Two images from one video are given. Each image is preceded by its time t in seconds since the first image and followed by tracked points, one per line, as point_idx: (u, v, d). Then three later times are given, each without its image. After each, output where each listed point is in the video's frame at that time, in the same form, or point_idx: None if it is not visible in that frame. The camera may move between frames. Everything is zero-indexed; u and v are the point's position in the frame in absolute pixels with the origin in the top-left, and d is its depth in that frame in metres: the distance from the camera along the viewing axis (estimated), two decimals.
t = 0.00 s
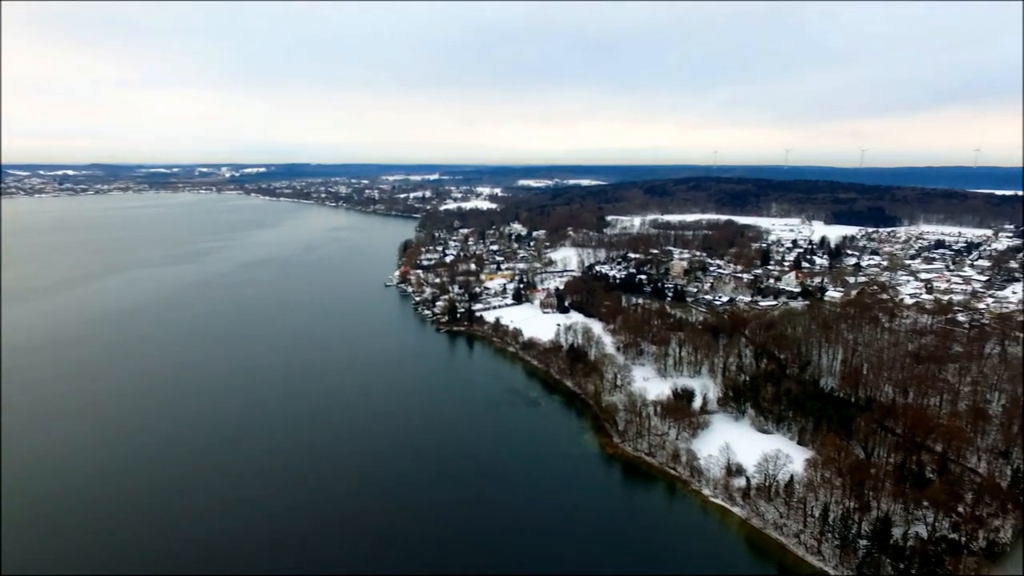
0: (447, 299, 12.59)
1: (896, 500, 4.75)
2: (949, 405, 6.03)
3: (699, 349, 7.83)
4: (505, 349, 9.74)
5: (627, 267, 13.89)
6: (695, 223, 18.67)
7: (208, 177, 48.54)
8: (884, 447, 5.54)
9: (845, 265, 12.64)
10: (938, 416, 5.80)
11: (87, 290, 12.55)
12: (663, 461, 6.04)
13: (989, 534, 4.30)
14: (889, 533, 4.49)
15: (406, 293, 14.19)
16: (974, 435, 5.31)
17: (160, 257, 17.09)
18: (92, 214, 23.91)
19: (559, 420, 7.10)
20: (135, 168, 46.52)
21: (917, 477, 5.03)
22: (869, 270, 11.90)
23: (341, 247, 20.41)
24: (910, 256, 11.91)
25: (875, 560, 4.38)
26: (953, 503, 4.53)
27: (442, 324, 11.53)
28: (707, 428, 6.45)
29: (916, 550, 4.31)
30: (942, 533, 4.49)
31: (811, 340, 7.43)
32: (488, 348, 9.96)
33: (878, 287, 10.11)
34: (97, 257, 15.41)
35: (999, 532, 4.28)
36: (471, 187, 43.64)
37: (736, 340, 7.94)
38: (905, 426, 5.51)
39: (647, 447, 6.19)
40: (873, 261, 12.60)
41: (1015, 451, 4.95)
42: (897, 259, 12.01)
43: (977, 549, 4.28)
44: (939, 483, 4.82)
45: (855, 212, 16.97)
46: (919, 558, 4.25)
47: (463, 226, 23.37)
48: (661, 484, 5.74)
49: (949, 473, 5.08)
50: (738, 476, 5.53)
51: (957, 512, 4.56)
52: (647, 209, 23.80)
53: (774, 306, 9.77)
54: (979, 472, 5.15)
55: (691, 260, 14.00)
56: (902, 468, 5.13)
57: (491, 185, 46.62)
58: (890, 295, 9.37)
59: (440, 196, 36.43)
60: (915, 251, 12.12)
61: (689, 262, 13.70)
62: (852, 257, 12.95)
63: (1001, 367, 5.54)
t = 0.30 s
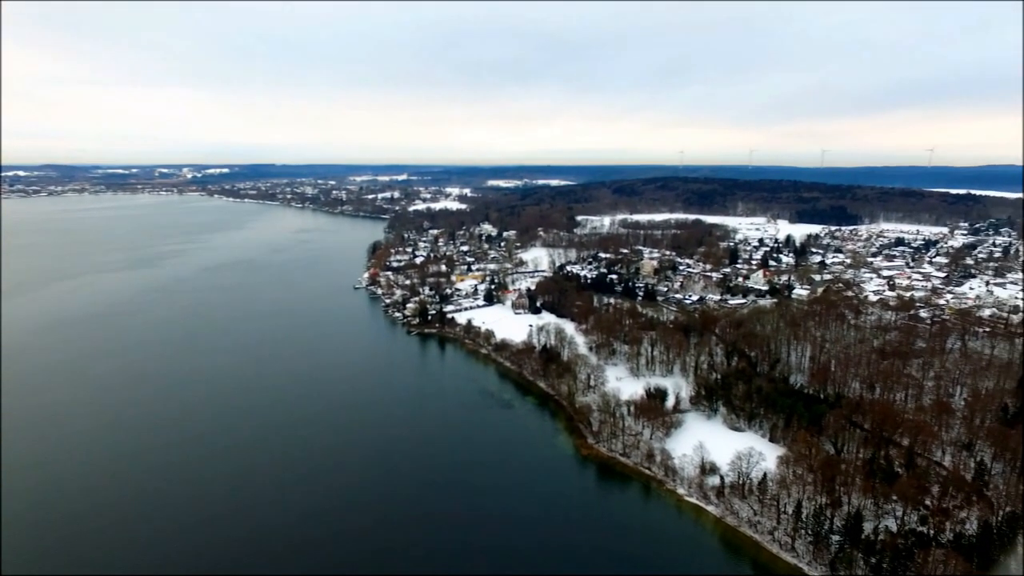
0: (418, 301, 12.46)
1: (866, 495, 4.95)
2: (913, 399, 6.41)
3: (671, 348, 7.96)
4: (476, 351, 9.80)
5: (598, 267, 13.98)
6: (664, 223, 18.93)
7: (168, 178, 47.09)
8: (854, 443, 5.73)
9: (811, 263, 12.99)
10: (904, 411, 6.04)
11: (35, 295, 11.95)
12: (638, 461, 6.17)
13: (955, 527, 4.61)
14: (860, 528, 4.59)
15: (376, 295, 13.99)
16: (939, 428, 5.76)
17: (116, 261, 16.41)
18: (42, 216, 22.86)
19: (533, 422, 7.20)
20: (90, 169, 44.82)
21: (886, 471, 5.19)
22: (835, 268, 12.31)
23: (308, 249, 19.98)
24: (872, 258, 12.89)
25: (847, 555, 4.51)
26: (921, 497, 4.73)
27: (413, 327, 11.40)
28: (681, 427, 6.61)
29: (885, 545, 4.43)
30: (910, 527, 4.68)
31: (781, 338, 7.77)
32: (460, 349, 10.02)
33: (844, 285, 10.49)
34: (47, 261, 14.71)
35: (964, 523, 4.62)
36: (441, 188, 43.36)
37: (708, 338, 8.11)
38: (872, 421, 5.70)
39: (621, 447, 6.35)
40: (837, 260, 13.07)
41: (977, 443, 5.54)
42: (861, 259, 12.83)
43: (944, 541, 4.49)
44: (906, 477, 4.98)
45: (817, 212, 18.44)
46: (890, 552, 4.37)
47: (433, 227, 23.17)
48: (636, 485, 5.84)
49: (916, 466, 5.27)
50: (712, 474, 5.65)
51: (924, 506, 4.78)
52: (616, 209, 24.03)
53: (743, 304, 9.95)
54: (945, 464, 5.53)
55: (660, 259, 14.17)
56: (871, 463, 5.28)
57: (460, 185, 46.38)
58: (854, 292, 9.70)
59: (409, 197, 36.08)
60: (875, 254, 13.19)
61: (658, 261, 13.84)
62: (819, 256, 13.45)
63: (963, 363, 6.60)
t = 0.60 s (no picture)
0: (390, 304, 12.32)
1: (840, 491, 5.10)
2: (883, 394, 6.63)
3: (645, 348, 8.07)
4: (450, 353, 9.84)
5: (571, 267, 14.03)
6: (634, 223, 19.14)
7: (128, 178, 45.64)
8: (826, 439, 5.91)
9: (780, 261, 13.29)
10: (875, 407, 6.26)
11: None
12: (615, 462, 6.27)
13: (927, 520, 4.82)
14: (835, 525, 4.74)
15: (347, 297, 13.78)
16: (909, 424, 5.99)
17: (77, 264, 15.89)
18: None
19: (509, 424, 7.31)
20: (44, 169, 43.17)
21: (858, 467, 5.35)
22: (803, 266, 12.63)
23: (276, 251, 19.56)
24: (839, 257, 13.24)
25: (823, 552, 4.66)
26: (892, 491, 4.93)
27: (385, 329, 11.27)
28: (656, 427, 6.73)
29: (859, 540, 4.59)
30: (883, 522, 4.85)
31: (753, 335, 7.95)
32: (433, 352, 10.06)
33: (812, 283, 10.79)
34: None
35: (934, 517, 4.84)
36: (412, 189, 43.00)
37: (681, 337, 8.29)
38: (844, 418, 5.89)
39: (598, 448, 6.49)
40: (805, 258, 13.43)
41: (944, 437, 5.78)
42: (828, 258, 13.16)
43: (916, 535, 4.67)
44: (878, 473, 5.16)
45: (784, 212, 19.02)
46: (865, 548, 4.52)
47: (405, 228, 22.96)
48: (614, 486, 5.94)
49: (887, 462, 5.47)
50: (689, 474, 5.78)
51: (896, 501, 4.97)
52: (588, 209, 24.18)
53: (715, 303, 10.10)
54: (916, 459, 5.75)
55: (632, 259, 14.30)
56: (844, 459, 5.45)
57: (431, 186, 46.09)
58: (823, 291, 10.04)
59: (379, 197, 35.67)
60: (842, 252, 13.61)
61: (630, 261, 13.96)
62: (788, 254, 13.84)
63: (930, 359, 6.82)
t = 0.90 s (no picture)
0: (355, 307, 12.10)
1: (809, 489, 5.24)
2: (846, 390, 6.79)
3: (614, 348, 8.15)
4: (417, 357, 9.76)
5: (538, 268, 14.07)
6: (599, 223, 19.33)
7: (74, 179, 43.63)
8: (793, 436, 6.08)
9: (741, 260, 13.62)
10: (838, 403, 6.44)
11: None
12: (587, 464, 6.33)
13: (893, 514, 4.99)
14: (805, 522, 4.83)
15: (309, 301, 13.47)
16: (872, 419, 6.16)
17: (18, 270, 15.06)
18: None
19: (479, 429, 7.31)
20: None
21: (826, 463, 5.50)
22: (765, 265, 12.97)
23: (233, 254, 18.98)
24: (799, 255, 13.67)
25: (794, 550, 4.76)
26: (859, 487, 5.11)
27: (350, 334, 11.07)
28: (626, 427, 6.83)
29: (829, 537, 4.69)
30: (851, 517, 4.97)
31: (718, 334, 8.14)
32: (400, 356, 9.95)
33: (775, 281, 11.10)
34: None
35: (899, 511, 4.98)
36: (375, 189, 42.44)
37: (649, 337, 8.43)
38: (810, 415, 6.06)
39: (569, 450, 6.55)
40: (767, 257, 13.80)
41: (906, 432, 5.98)
42: (789, 256, 13.54)
43: (883, 530, 4.79)
44: (845, 469, 5.30)
45: (745, 211, 19.50)
46: (834, 544, 4.63)
47: (368, 229, 22.61)
48: (586, 489, 6.01)
49: (853, 458, 5.64)
50: (659, 474, 5.89)
51: (862, 496, 5.12)
52: (553, 209, 24.30)
53: (681, 302, 10.26)
54: (880, 453, 5.87)
55: (598, 259, 14.42)
56: (812, 456, 5.58)
57: (394, 186, 45.57)
58: (787, 289, 10.44)
59: (342, 199, 35.07)
60: (802, 251, 14.06)
61: (596, 261, 14.08)
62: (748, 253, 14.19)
63: (889, 354, 7.24)
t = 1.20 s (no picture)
0: (327, 310, 11.90)
1: (785, 486, 5.34)
2: (819, 387, 6.97)
3: (590, 349, 8.19)
4: (391, 361, 9.66)
5: (513, 269, 14.05)
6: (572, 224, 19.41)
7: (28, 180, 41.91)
8: (769, 434, 6.21)
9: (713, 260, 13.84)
10: (812, 401, 6.60)
11: None
12: (565, 466, 6.37)
13: (868, 510, 5.08)
14: (782, 520, 4.91)
15: (279, 304, 13.19)
16: (845, 415, 6.31)
17: None
18: None
19: (455, 432, 7.27)
20: None
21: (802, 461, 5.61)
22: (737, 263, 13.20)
23: (200, 257, 18.48)
24: (769, 253, 13.95)
25: (773, 548, 4.85)
26: (834, 483, 5.26)
27: (322, 338, 10.87)
28: (604, 428, 6.89)
29: (806, 534, 4.80)
30: (827, 514, 5.08)
31: (692, 332, 8.26)
32: (374, 359, 9.83)
33: (747, 280, 11.30)
34: None
35: (873, 506, 5.11)
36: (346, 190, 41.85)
37: (624, 336, 8.50)
38: (785, 413, 6.23)
39: (546, 453, 6.59)
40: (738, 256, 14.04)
41: (878, 428, 6.18)
42: (760, 255, 13.81)
43: (858, 525, 4.91)
44: (820, 466, 5.41)
45: (716, 210, 19.80)
46: (812, 541, 4.74)
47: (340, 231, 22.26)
48: (564, 491, 6.04)
49: (827, 454, 5.76)
50: (638, 475, 5.97)
51: (837, 492, 5.22)
52: (526, 210, 24.31)
53: (655, 302, 10.36)
54: (854, 449, 6.04)
55: (572, 259, 14.48)
56: (788, 453, 5.70)
57: (365, 187, 45.04)
58: (759, 288, 10.60)
59: (312, 200, 34.49)
60: (772, 249, 14.35)
61: (571, 261, 14.13)
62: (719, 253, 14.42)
63: (860, 351, 7.45)
